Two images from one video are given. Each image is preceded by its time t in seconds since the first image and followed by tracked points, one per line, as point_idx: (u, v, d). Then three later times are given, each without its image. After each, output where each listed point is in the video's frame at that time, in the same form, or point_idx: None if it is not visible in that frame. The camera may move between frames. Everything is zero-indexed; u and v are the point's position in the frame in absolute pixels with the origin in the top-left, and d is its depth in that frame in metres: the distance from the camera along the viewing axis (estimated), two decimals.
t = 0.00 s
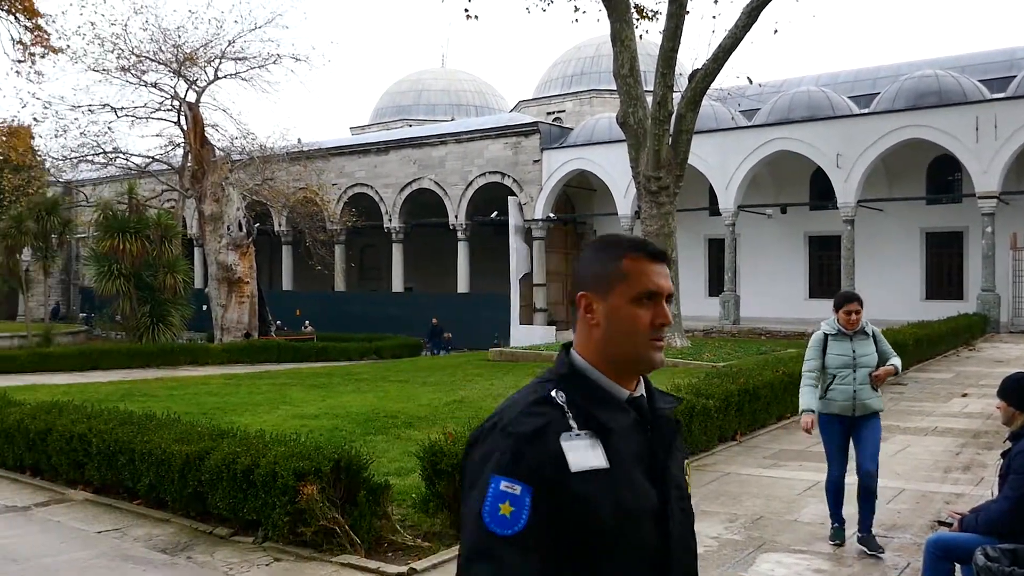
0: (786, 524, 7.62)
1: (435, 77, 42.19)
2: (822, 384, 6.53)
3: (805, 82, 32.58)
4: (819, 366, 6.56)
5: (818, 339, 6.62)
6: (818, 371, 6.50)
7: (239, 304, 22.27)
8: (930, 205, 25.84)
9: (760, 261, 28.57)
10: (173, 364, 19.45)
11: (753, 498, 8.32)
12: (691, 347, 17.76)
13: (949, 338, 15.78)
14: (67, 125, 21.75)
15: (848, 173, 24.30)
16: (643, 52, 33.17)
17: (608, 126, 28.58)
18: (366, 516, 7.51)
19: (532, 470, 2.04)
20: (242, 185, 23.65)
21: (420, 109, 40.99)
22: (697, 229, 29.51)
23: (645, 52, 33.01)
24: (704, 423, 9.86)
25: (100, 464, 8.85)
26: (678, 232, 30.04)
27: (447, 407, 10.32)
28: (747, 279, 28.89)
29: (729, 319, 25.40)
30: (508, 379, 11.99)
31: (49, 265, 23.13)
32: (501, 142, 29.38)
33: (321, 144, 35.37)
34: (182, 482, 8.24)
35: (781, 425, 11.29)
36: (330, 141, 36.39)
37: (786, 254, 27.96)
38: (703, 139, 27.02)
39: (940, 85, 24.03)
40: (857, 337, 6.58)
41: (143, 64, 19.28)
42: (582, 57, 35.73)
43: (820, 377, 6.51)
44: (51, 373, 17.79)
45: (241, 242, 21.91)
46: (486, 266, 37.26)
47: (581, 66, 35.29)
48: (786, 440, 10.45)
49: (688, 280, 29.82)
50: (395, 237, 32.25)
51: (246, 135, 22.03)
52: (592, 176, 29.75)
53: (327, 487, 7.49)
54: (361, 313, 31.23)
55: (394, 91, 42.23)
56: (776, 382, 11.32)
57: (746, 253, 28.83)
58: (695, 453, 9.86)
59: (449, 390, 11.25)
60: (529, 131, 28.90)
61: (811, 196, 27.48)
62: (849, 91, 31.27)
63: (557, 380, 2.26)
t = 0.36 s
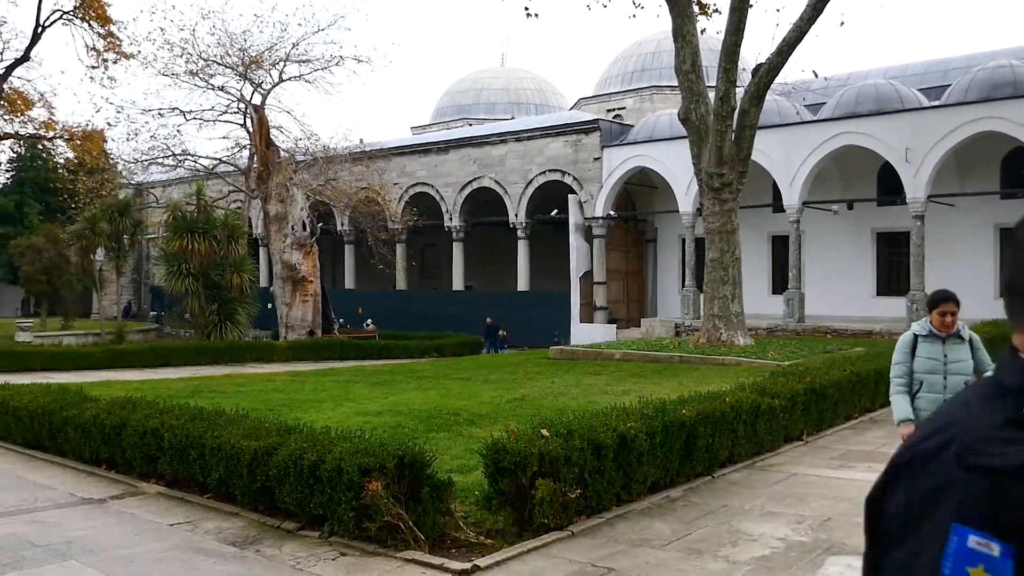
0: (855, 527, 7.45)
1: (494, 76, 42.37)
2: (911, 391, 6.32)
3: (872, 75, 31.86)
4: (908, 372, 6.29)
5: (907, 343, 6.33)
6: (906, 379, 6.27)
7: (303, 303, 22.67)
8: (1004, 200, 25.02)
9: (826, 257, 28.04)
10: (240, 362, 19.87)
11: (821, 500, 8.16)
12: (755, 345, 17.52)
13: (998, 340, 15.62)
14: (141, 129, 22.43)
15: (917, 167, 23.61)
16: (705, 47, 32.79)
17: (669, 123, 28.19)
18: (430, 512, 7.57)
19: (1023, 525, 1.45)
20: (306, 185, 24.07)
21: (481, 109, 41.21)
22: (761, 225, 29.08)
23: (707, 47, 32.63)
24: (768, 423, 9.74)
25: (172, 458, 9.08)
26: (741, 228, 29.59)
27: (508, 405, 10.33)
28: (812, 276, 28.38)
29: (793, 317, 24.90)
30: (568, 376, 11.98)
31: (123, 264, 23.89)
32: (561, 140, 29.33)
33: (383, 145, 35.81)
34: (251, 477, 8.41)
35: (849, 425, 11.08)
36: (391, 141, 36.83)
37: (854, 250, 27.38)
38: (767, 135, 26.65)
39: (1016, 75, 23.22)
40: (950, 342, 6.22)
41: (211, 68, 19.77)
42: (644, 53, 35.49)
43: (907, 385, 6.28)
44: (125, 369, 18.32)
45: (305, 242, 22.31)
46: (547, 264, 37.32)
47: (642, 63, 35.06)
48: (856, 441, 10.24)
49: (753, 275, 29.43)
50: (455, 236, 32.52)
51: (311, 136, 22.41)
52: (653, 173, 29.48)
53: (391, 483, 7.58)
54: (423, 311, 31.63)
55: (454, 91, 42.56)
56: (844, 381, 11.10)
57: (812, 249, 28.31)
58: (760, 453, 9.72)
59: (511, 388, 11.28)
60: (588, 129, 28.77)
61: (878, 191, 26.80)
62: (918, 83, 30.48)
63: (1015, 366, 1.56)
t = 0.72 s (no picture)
0: (903, 529, 7.32)
1: (535, 73, 42.34)
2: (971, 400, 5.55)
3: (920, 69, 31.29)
4: (969, 380, 5.55)
5: (968, 347, 5.58)
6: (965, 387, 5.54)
7: (345, 300, 22.81)
8: None
9: (872, 255, 27.60)
10: (282, 358, 20.11)
11: (867, 502, 8.03)
12: (798, 344, 17.32)
13: None
14: (186, 129, 22.80)
15: (968, 163, 23.03)
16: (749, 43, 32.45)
17: (712, 119, 27.78)
18: (472, 509, 7.60)
19: None
20: (348, 183, 24.26)
21: (521, 106, 41.23)
22: (806, 223, 28.70)
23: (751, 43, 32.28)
24: (814, 423, 9.62)
25: (218, 453, 9.21)
26: (786, 226, 29.20)
27: (549, 403, 10.33)
28: (857, 274, 28.01)
29: (838, 316, 24.47)
30: (608, 374, 11.96)
31: (169, 261, 24.32)
32: (602, 137, 29.22)
33: (424, 142, 35.99)
34: (295, 472, 8.51)
35: (896, 426, 10.92)
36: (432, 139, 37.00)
37: (901, 248, 26.92)
38: (812, 131, 26.28)
39: None
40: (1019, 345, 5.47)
41: (255, 68, 19.98)
42: (685, 49, 35.23)
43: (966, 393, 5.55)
44: (171, 365, 18.63)
45: (347, 240, 22.49)
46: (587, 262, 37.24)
47: (684, 59, 34.82)
48: (903, 442, 10.09)
49: (796, 276, 29.13)
50: (496, 234, 32.61)
51: (352, 135, 22.57)
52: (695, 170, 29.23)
53: (434, 480, 7.63)
54: (463, 308, 31.82)
55: (495, 88, 42.63)
56: (891, 381, 10.94)
57: (858, 247, 27.92)
58: (804, 453, 9.62)
59: (552, 386, 11.28)
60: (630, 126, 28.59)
61: (926, 188, 26.30)
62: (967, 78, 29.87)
63: None
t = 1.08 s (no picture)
0: (966, 532, 7.15)
1: (583, 69, 42.23)
2: None
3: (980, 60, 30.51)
4: None
5: None
6: None
7: (395, 297, 23.00)
8: None
9: (930, 252, 27.03)
10: (334, 354, 20.34)
11: (928, 504, 7.86)
12: (853, 342, 17.03)
13: None
14: (239, 128, 23.17)
15: None
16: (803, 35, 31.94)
17: (764, 114, 27.35)
18: (524, 506, 7.61)
19: None
20: (397, 181, 24.42)
21: (570, 102, 41.15)
22: (861, 219, 28.23)
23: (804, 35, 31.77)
24: (871, 422, 9.46)
25: (273, 447, 9.35)
26: (841, 222, 28.78)
27: (599, 400, 10.29)
28: (914, 271, 27.49)
29: (895, 314, 24.03)
30: (659, 372, 11.89)
31: (224, 258, 24.76)
32: (652, 133, 29.00)
33: (473, 139, 36.13)
34: (348, 467, 8.59)
35: (957, 427, 10.68)
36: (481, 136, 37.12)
37: (960, 245, 26.32)
38: (867, 125, 25.77)
39: None
40: None
41: (307, 67, 20.20)
42: (737, 42, 34.77)
43: None
44: (227, 360, 18.97)
45: (397, 236, 22.65)
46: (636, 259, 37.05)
47: (735, 52, 34.35)
48: (965, 443, 9.86)
49: (851, 272, 28.73)
50: (545, 231, 32.65)
51: (401, 132, 22.70)
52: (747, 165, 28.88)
53: (486, 476, 7.66)
54: (511, 309, 31.81)
55: (543, 85, 42.60)
56: (951, 380, 10.71)
57: (915, 243, 27.38)
58: (861, 453, 9.46)
59: (602, 383, 11.24)
60: (681, 121, 28.32)
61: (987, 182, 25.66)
62: None
63: None
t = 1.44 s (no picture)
0: None
1: (656, 64, 41.86)
2: None
3: None
4: None
5: None
6: None
7: (468, 293, 23.20)
8: None
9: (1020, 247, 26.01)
10: (408, 350, 20.61)
11: (1022, 509, 7.56)
12: (938, 340, 16.49)
13: None
14: (316, 128, 23.65)
15: None
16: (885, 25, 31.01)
17: (844, 105, 26.64)
18: (599, 504, 7.57)
19: None
20: (469, 178, 24.60)
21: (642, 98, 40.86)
22: (946, 213, 27.34)
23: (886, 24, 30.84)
24: (959, 424, 9.16)
25: (350, 441, 9.51)
26: (925, 216, 27.92)
27: (673, 398, 10.19)
28: (1003, 266, 26.49)
29: (983, 311, 23.37)
30: (735, 370, 11.71)
31: (301, 256, 25.30)
32: (727, 127, 28.54)
33: (545, 136, 36.18)
34: (424, 462, 8.68)
35: None
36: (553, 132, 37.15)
37: None
38: (953, 116, 24.90)
39: None
40: None
41: (381, 66, 20.51)
42: (814, 33, 33.99)
43: None
44: (304, 356, 19.41)
45: (470, 234, 22.85)
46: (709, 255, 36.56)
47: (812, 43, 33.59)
48: None
49: (935, 268, 27.84)
50: (617, 227, 32.55)
51: (473, 130, 22.86)
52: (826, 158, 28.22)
53: (561, 473, 7.64)
54: (581, 306, 31.80)
55: (615, 80, 42.40)
56: None
57: (1004, 238, 26.40)
58: (949, 456, 9.18)
59: (677, 381, 11.12)
60: (757, 114, 27.78)
61: None
62: None
63: None
